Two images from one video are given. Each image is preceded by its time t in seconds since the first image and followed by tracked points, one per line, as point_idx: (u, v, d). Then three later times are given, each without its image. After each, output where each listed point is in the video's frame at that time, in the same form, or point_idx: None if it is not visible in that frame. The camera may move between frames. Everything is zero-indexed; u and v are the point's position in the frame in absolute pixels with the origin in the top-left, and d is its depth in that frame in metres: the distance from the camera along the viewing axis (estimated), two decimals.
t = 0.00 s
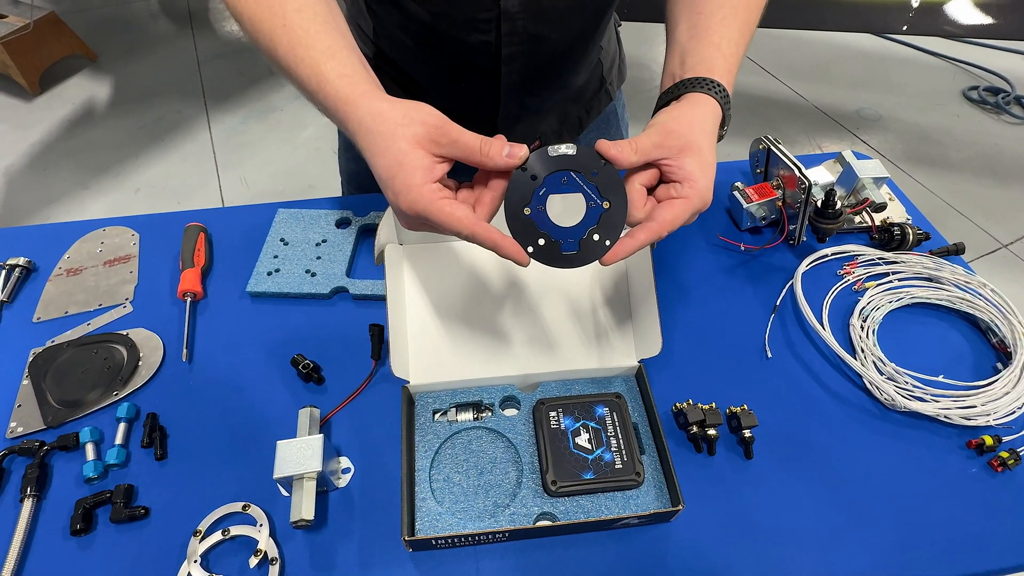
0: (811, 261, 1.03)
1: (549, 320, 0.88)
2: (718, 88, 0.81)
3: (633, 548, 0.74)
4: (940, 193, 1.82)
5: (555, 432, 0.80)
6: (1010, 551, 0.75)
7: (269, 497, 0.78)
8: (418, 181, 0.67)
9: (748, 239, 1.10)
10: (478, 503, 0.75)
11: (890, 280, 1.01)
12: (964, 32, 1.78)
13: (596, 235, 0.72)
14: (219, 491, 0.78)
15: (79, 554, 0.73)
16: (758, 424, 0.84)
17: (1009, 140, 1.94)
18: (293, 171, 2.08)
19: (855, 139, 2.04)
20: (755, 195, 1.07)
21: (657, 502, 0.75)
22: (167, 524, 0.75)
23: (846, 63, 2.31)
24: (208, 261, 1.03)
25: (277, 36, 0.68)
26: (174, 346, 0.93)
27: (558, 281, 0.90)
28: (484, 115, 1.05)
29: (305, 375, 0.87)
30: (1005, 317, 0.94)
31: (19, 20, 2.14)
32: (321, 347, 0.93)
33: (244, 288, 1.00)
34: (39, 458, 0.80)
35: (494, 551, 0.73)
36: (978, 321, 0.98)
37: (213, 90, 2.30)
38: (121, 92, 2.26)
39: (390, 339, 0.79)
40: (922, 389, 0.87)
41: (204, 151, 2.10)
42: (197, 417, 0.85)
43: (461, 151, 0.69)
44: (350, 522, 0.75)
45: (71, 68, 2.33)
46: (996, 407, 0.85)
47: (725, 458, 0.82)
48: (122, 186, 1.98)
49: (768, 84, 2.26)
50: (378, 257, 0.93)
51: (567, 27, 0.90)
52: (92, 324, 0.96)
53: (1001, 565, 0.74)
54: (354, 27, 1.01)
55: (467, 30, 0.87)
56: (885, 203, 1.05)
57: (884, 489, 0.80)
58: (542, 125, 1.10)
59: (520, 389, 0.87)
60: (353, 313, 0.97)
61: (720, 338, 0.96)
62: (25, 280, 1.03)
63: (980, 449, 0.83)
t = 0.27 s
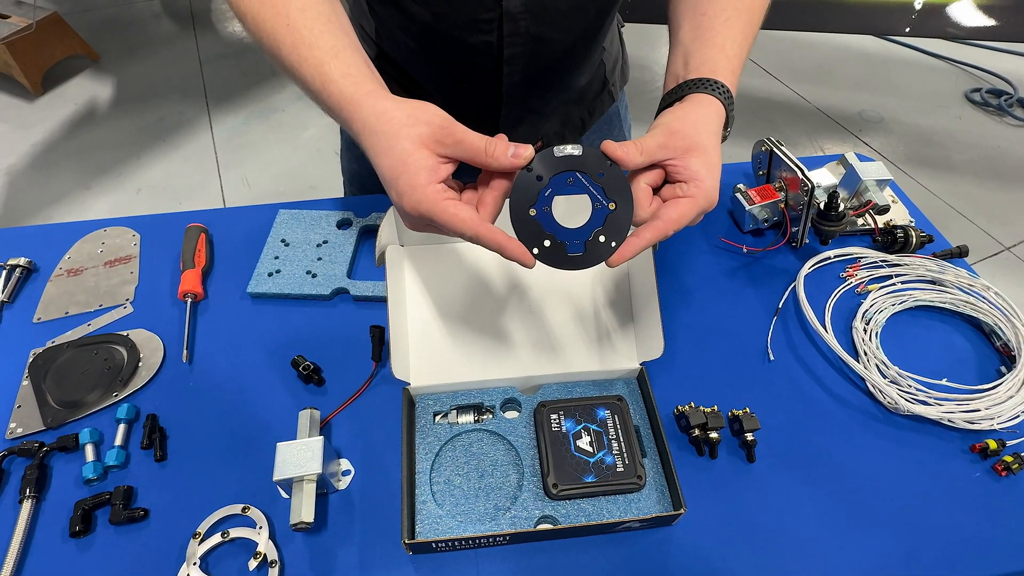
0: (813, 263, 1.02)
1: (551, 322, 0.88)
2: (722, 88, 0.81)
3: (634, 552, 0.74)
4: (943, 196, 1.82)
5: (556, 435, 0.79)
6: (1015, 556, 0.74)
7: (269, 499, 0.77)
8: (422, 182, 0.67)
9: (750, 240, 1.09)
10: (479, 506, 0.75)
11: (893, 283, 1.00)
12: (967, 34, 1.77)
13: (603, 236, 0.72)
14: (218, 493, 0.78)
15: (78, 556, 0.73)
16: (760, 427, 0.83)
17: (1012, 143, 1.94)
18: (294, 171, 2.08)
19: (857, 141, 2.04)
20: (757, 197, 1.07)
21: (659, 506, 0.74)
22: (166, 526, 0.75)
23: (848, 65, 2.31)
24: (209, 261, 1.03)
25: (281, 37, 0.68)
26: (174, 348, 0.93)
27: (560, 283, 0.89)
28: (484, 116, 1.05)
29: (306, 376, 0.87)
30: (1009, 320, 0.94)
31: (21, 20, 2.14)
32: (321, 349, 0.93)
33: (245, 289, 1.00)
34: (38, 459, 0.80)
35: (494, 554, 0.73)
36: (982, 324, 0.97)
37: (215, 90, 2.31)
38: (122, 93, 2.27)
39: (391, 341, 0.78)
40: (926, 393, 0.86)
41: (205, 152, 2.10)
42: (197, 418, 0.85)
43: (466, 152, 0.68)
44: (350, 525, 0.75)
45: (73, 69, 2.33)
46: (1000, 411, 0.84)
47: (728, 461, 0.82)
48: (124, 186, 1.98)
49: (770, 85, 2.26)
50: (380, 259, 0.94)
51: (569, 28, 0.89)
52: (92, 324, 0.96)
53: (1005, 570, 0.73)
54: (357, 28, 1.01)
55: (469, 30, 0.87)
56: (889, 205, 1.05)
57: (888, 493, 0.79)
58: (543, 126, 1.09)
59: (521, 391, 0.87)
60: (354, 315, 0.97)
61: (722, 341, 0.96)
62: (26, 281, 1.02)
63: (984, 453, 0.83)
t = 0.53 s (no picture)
0: (815, 265, 1.02)
1: (553, 324, 0.88)
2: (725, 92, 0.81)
3: (636, 554, 0.73)
4: (945, 198, 1.81)
5: (557, 436, 0.79)
6: (1017, 559, 0.74)
7: (270, 499, 0.77)
8: (425, 181, 0.66)
9: (752, 242, 1.09)
10: (480, 507, 0.75)
11: (895, 285, 1.00)
12: (970, 36, 1.78)
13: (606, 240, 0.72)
14: (219, 493, 0.78)
15: (78, 556, 0.73)
16: (762, 429, 0.83)
17: (1014, 145, 1.93)
18: (296, 172, 2.08)
19: (859, 142, 2.03)
20: (759, 198, 1.06)
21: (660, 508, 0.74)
22: (167, 526, 0.75)
23: (850, 67, 2.31)
24: (211, 261, 1.03)
25: (284, 36, 0.68)
26: (176, 348, 0.93)
27: (563, 284, 0.89)
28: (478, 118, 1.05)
29: (307, 377, 0.87)
30: (1012, 322, 0.94)
31: (25, 20, 2.15)
32: (323, 349, 0.93)
33: (247, 289, 1.00)
34: (39, 459, 0.80)
35: (495, 555, 0.73)
36: (985, 327, 0.97)
37: (217, 90, 2.31)
38: (125, 93, 2.27)
39: (393, 343, 0.78)
40: (928, 395, 0.86)
41: (207, 152, 2.10)
42: (199, 418, 0.85)
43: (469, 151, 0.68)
44: (351, 526, 0.75)
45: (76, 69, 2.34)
46: (1003, 414, 0.84)
47: (730, 463, 0.82)
48: (125, 186, 1.98)
49: (772, 87, 2.25)
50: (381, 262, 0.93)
51: (562, 33, 0.89)
52: (94, 324, 0.96)
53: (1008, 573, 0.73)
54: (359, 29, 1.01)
55: (463, 32, 0.87)
56: (891, 207, 1.06)
57: (890, 495, 0.79)
58: (537, 128, 1.10)
59: (522, 393, 0.87)
60: (356, 315, 0.97)
61: (724, 342, 0.95)
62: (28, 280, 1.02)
63: (986, 456, 0.82)
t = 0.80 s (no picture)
0: (818, 266, 1.02)
1: (555, 324, 0.88)
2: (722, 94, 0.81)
3: (638, 554, 0.73)
4: (947, 199, 1.81)
5: (560, 436, 0.79)
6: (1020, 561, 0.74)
7: (273, 498, 0.77)
8: (426, 180, 0.66)
9: (755, 243, 1.09)
10: (483, 507, 0.75)
11: (898, 286, 1.00)
12: (973, 38, 1.78)
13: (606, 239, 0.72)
14: (223, 492, 0.78)
15: (82, 554, 0.73)
16: (765, 430, 0.83)
17: (1017, 147, 1.93)
18: (298, 172, 2.09)
19: (861, 144, 2.04)
20: (762, 200, 1.06)
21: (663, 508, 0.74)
22: (170, 524, 0.75)
23: (852, 68, 2.31)
24: (215, 261, 1.03)
25: (288, 37, 0.68)
26: (179, 347, 0.93)
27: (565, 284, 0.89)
28: (478, 119, 1.05)
29: (310, 376, 0.87)
30: (1015, 324, 0.93)
31: (28, 20, 2.15)
32: (326, 349, 0.93)
33: (250, 289, 1.00)
34: (43, 457, 0.80)
35: (498, 555, 0.73)
36: (988, 328, 0.97)
37: (220, 91, 2.31)
38: (128, 93, 2.28)
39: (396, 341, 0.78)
40: (931, 396, 0.86)
41: (210, 152, 2.11)
42: (202, 417, 0.85)
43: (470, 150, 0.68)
44: (354, 525, 0.75)
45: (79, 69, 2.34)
46: (1006, 415, 0.84)
47: (732, 464, 0.82)
48: (128, 186, 1.99)
49: (774, 89, 2.26)
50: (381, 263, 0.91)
51: (562, 35, 0.89)
52: (97, 323, 0.96)
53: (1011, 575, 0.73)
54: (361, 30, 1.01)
55: (461, 33, 0.87)
56: (894, 209, 1.05)
57: (893, 496, 0.79)
58: (537, 129, 1.10)
59: (525, 393, 0.87)
60: (359, 315, 0.97)
61: (727, 343, 0.95)
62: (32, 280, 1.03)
63: (989, 458, 0.82)
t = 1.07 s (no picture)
0: (821, 267, 1.02)
1: (557, 324, 0.88)
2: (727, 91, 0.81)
3: (640, 554, 0.74)
4: (949, 201, 1.81)
5: (563, 436, 0.79)
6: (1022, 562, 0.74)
7: (276, 497, 0.78)
8: (432, 183, 0.67)
9: (757, 243, 1.10)
10: (485, 506, 0.75)
11: (900, 287, 1.00)
12: (975, 38, 1.78)
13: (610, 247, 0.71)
14: (225, 490, 0.78)
15: (85, 551, 0.73)
16: (767, 430, 0.83)
17: (1019, 148, 1.93)
18: (300, 172, 2.09)
19: (863, 145, 2.03)
20: (764, 200, 1.06)
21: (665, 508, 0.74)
22: (173, 522, 0.75)
23: (854, 69, 2.31)
24: (218, 260, 1.04)
25: (292, 38, 0.68)
26: (182, 345, 0.93)
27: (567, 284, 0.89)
28: (483, 119, 1.06)
29: (313, 375, 0.87)
30: (1018, 325, 0.93)
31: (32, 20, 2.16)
32: (329, 348, 0.93)
33: (253, 288, 1.00)
34: (47, 455, 0.80)
35: (500, 554, 0.73)
36: (990, 329, 0.97)
37: (222, 91, 2.32)
38: (131, 93, 2.28)
39: (399, 338, 0.78)
40: (933, 397, 0.86)
41: (213, 152, 2.11)
42: (205, 416, 0.85)
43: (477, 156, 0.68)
44: (356, 524, 0.75)
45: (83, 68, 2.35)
46: (1008, 416, 0.84)
47: (734, 464, 0.82)
48: (131, 186, 1.99)
49: (776, 90, 2.25)
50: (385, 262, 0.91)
51: (567, 36, 0.89)
52: (101, 321, 0.96)
53: None
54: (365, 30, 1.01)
55: (467, 34, 0.86)
56: (896, 209, 1.05)
57: (895, 497, 0.79)
58: (542, 130, 1.10)
59: (527, 392, 0.87)
60: (362, 314, 0.97)
61: (729, 344, 0.95)
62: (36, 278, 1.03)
63: (992, 459, 0.82)
